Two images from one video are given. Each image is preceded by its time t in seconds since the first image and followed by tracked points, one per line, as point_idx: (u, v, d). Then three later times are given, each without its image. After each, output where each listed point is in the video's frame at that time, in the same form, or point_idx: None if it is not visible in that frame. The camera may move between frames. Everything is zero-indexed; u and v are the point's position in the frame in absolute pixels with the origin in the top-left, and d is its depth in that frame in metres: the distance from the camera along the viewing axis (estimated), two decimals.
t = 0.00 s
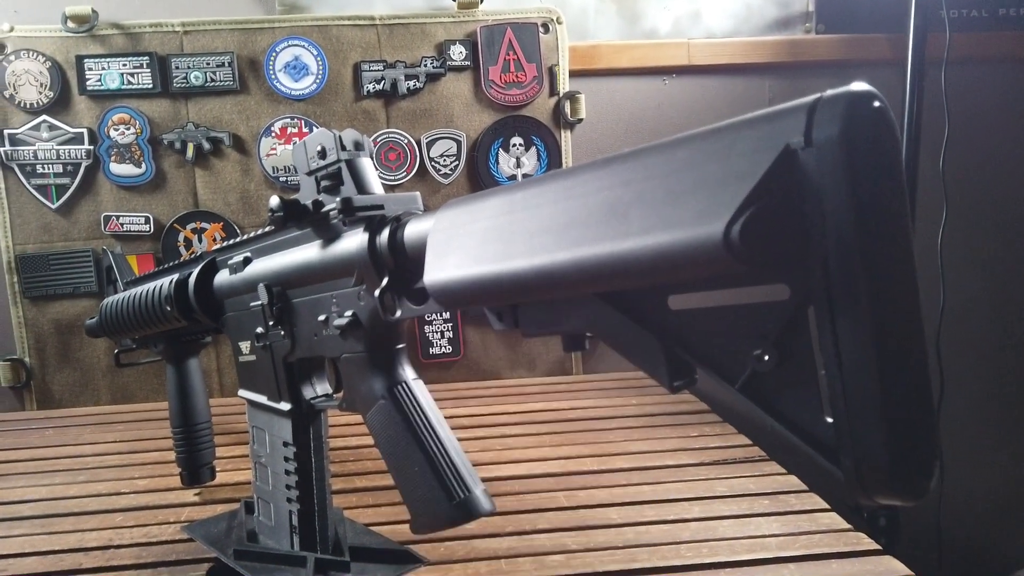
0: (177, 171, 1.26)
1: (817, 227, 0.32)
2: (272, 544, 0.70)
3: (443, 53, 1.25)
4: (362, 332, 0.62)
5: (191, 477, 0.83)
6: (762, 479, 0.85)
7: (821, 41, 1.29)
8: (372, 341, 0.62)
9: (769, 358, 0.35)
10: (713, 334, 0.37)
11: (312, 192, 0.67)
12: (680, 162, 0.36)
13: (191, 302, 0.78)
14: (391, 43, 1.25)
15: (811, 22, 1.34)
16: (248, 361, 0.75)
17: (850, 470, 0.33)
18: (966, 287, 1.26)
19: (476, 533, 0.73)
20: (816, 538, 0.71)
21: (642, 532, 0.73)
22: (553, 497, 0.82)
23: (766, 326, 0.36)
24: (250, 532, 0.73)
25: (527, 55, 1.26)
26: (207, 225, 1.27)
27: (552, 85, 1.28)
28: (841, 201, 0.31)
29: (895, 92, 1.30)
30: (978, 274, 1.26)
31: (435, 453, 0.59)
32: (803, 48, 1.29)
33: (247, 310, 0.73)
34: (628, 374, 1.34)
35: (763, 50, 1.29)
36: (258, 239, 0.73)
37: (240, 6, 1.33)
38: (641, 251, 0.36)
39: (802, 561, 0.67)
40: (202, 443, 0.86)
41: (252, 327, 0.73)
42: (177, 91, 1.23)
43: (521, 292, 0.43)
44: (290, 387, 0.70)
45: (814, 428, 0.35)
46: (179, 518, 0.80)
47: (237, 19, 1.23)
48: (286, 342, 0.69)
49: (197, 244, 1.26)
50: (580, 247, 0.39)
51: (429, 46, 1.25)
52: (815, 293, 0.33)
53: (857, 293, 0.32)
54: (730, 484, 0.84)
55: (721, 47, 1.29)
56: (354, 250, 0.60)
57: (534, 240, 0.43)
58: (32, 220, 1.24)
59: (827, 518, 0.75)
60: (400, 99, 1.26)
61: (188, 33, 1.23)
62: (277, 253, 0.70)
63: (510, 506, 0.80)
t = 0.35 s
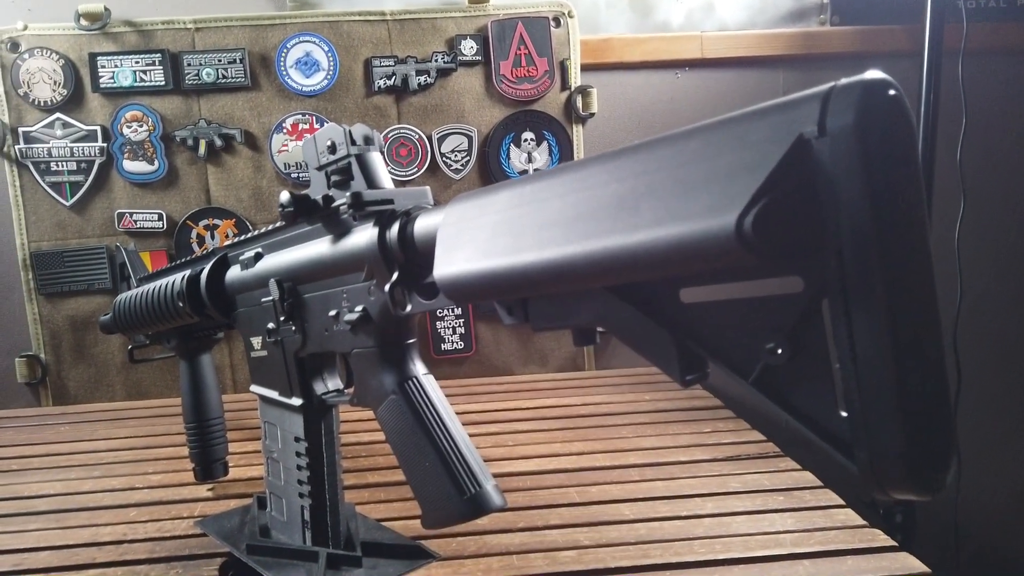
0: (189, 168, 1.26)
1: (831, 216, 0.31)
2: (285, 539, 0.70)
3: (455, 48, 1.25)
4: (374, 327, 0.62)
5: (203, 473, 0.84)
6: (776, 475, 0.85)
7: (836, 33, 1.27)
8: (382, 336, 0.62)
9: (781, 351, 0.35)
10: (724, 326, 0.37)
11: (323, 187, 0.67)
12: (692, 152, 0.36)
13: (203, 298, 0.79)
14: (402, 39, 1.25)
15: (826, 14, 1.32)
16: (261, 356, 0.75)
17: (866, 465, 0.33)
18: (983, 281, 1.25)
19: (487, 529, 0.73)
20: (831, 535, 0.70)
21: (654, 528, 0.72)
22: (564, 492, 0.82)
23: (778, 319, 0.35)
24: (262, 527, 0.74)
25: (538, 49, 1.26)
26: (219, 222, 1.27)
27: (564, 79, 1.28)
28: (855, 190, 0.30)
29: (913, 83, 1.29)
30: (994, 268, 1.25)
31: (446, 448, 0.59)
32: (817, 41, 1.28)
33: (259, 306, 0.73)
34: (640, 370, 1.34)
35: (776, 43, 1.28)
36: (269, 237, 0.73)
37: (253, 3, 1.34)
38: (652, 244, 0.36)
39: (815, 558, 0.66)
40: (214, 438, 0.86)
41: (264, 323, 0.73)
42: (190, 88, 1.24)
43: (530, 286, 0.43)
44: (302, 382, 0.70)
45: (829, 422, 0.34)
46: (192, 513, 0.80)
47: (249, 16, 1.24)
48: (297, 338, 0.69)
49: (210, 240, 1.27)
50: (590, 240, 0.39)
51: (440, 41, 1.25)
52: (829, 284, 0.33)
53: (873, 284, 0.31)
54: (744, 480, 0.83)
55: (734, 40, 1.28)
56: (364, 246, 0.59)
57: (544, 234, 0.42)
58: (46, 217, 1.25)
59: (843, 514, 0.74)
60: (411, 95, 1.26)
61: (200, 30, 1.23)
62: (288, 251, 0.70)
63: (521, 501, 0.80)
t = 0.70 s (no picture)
0: (202, 165, 1.27)
1: (846, 210, 0.31)
2: (299, 535, 0.70)
3: (466, 44, 1.25)
4: (385, 322, 0.62)
5: (217, 469, 0.84)
6: (791, 471, 0.84)
7: (851, 26, 1.26)
8: (393, 331, 0.62)
9: (795, 346, 0.34)
10: (738, 321, 0.37)
11: (334, 183, 0.67)
12: (704, 146, 0.36)
13: (215, 294, 0.79)
14: (413, 35, 1.25)
15: (839, 6, 1.31)
16: (273, 352, 0.75)
17: (881, 461, 0.32)
18: (1001, 275, 1.24)
19: (499, 525, 0.73)
20: (846, 531, 0.69)
21: (667, 524, 0.72)
22: (576, 489, 0.81)
23: (792, 314, 0.35)
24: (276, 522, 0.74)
25: (550, 44, 1.25)
26: (232, 219, 1.28)
27: (576, 75, 1.27)
28: (871, 183, 0.30)
29: (929, 74, 1.28)
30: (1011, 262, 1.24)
31: (458, 444, 0.59)
32: (831, 33, 1.27)
33: (272, 303, 0.74)
34: (653, 366, 1.33)
35: (790, 36, 1.27)
36: (281, 233, 0.73)
37: (264, 1, 1.34)
38: (664, 239, 0.35)
39: (830, 555, 0.65)
40: (228, 434, 0.86)
41: (277, 320, 0.73)
42: (202, 85, 1.24)
43: (542, 281, 0.43)
44: (314, 378, 0.70)
45: (844, 417, 0.34)
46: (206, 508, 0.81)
47: (260, 13, 1.24)
48: (309, 334, 0.70)
49: (223, 237, 1.28)
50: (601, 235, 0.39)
51: (451, 37, 1.25)
52: (843, 279, 0.32)
53: (889, 278, 0.30)
54: (758, 477, 0.83)
55: (747, 34, 1.27)
56: (376, 242, 0.59)
57: (555, 228, 0.42)
58: (61, 214, 1.26)
59: (858, 511, 0.74)
60: (422, 91, 1.26)
61: (213, 28, 1.24)
62: (300, 248, 0.70)
63: (533, 497, 0.79)
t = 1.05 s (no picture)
0: (216, 163, 1.27)
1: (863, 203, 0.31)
2: (312, 531, 0.71)
3: (477, 40, 1.25)
4: (398, 319, 0.62)
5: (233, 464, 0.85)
6: (806, 468, 0.83)
7: (865, 19, 1.25)
8: (406, 327, 0.62)
9: (811, 342, 0.34)
10: (753, 317, 0.36)
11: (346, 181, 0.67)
12: (719, 140, 0.35)
13: (229, 291, 0.79)
14: (424, 32, 1.25)
15: None
16: (287, 349, 0.75)
17: (898, 457, 0.32)
18: (1018, 270, 1.23)
19: (512, 521, 0.73)
20: (862, 528, 0.69)
21: (681, 521, 0.72)
22: (589, 485, 0.81)
23: (808, 309, 0.34)
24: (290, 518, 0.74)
25: (561, 40, 1.25)
26: (245, 216, 1.28)
27: (587, 70, 1.27)
28: (888, 177, 0.29)
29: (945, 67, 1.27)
30: None
31: (471, 440, 0.59)
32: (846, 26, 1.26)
33: (286, 300, 0.74)
34: (666, 362, 1.33)
35: (804, 29, 1.26)
36: (295, 230, 0.73)
37: None
38: (679, 235, 0.35)
39: (845, 552, 0.65)
40: (242, 430, 0.87)
41: (291, 318, 0.73)
42: (215, 83, 1.25)
43: (555, 277, 0.43)
44: (328, 374, 0.70)
45: (861, 412, 0.34)
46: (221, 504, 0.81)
47: (272, 11, 1.25)
48: (323, 331, 0.70)
49: (236, 235, 1.28)
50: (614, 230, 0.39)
51: (463, 34, 1.25)
52: (860, 273, 0.32)
53: (906, 271, 0.30)
54: (773, 473, 0.82)
55: (760, 27, 1.26)
56: (389, 239, 0.59)
57: (568, 223, 0.42)
58: (77, 213, 1.27)
59: (873, 507, 0.73)
60: (434, 88, 1.26)
61: (225, 26, 1.24)
62: (313, 245, 0.70)
63: (546, 494, 0.79)
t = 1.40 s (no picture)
0: (229, 161, 1.28)
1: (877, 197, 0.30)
2: (327, 527, 0.71)
3: (489, 37, 1.25)
4: (411, 316, 0.62)
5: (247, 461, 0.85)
6: (820, 465, 0.83)
7: (880, 13, 1.24)
8: (419, 323, 0.62)
9: (825, 338, 0.34)
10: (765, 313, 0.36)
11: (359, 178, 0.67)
12: (731, 136, 0.35)
13: (243, 289, 0.80)
14: (436, 29, 1.25)
15: None
16: (301, 346, 0.76)
17: (913, 453, 0.32)
18: None
19: (525, 518, 0.73)
20: (876, 526, 0.68)
21: (694, 518, 0.72)
22: (602, 482, 0.81)
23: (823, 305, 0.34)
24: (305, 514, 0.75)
25: (573, 37, 1.25)
26: (259, 215, 1.29)
27: (599, 67, 1.27)
28: (902, 171, 0.29)
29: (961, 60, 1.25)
30: None
31: (484, 436, 0.59)
32: (859, 21, 1.25)
33: (300, 298, 0.74)
34: (679, 359, 1.32)
35: (818, 24, 1.25)
36: (307, 228, 0.73)
37: None
38: (691, 230, 0.35)
39: (860, 549, 0.65)
40: (257, 427, 0.87)
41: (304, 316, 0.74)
42: (228, 82, 1.26)
43: (568, 273, 0.43)
44: (341, 371, 0.70)
45: (874, 409, 0.34)
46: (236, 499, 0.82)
47: (284, 10, 1.25)
48: (336, 328, 0.70)
49: (250, 233, 1.29)
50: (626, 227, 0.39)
51: (474, 31, 1.25)
52: (874, 269, 0.32)
53: (921, 266, 0.30)
54: (786, 471, 0.82)
55: (773, 22, 1.25)
56: (402, 236, 0.59)
57: (580, 219, 0.42)
58: (93, 212, 1.29)
59: (889, 505, 0.73)
60: (446, 86, 1.26)
61: (238, 26, 1.25)
62: (326, 243, 0.70)
63: (559, 491, 0.79)
